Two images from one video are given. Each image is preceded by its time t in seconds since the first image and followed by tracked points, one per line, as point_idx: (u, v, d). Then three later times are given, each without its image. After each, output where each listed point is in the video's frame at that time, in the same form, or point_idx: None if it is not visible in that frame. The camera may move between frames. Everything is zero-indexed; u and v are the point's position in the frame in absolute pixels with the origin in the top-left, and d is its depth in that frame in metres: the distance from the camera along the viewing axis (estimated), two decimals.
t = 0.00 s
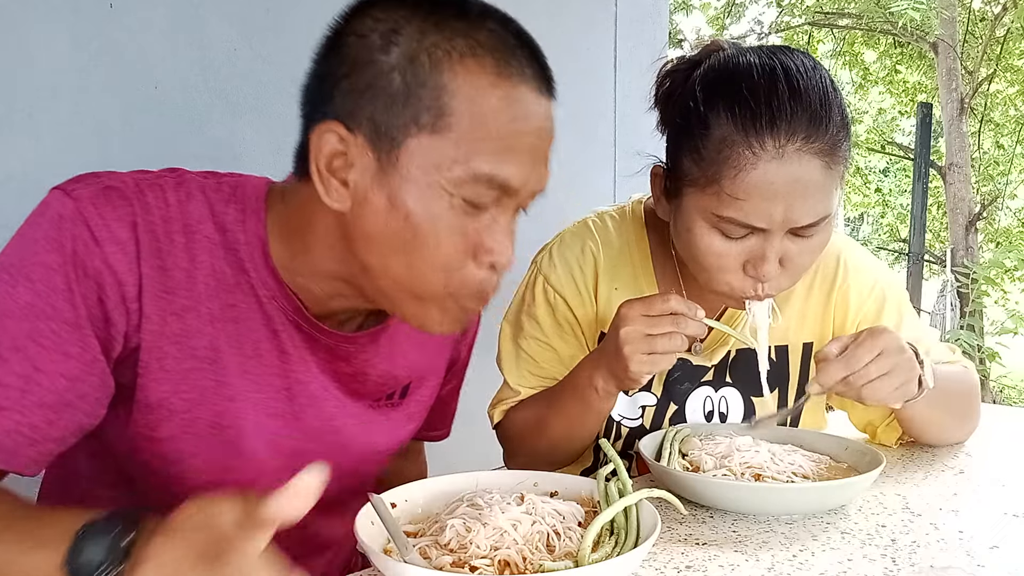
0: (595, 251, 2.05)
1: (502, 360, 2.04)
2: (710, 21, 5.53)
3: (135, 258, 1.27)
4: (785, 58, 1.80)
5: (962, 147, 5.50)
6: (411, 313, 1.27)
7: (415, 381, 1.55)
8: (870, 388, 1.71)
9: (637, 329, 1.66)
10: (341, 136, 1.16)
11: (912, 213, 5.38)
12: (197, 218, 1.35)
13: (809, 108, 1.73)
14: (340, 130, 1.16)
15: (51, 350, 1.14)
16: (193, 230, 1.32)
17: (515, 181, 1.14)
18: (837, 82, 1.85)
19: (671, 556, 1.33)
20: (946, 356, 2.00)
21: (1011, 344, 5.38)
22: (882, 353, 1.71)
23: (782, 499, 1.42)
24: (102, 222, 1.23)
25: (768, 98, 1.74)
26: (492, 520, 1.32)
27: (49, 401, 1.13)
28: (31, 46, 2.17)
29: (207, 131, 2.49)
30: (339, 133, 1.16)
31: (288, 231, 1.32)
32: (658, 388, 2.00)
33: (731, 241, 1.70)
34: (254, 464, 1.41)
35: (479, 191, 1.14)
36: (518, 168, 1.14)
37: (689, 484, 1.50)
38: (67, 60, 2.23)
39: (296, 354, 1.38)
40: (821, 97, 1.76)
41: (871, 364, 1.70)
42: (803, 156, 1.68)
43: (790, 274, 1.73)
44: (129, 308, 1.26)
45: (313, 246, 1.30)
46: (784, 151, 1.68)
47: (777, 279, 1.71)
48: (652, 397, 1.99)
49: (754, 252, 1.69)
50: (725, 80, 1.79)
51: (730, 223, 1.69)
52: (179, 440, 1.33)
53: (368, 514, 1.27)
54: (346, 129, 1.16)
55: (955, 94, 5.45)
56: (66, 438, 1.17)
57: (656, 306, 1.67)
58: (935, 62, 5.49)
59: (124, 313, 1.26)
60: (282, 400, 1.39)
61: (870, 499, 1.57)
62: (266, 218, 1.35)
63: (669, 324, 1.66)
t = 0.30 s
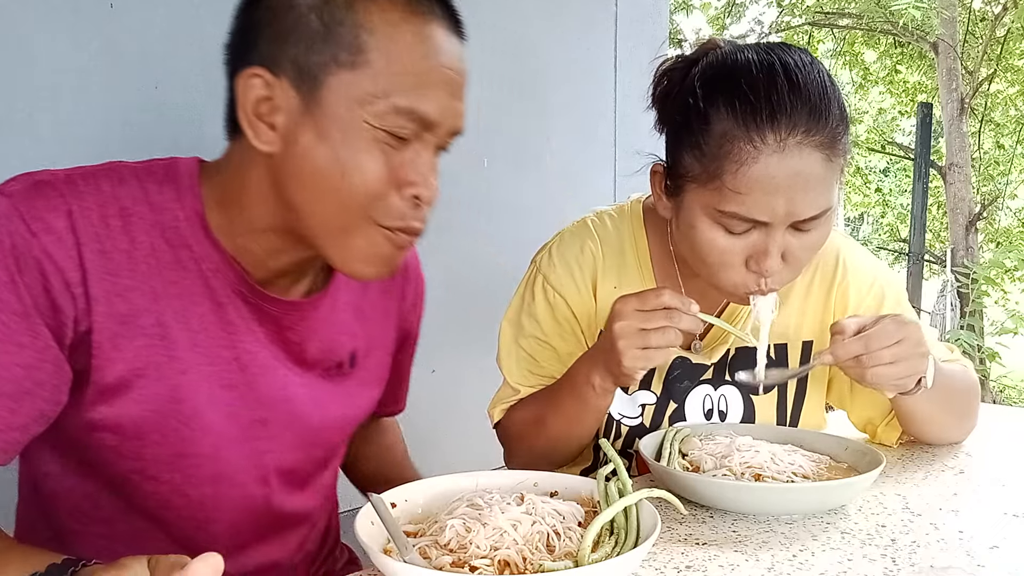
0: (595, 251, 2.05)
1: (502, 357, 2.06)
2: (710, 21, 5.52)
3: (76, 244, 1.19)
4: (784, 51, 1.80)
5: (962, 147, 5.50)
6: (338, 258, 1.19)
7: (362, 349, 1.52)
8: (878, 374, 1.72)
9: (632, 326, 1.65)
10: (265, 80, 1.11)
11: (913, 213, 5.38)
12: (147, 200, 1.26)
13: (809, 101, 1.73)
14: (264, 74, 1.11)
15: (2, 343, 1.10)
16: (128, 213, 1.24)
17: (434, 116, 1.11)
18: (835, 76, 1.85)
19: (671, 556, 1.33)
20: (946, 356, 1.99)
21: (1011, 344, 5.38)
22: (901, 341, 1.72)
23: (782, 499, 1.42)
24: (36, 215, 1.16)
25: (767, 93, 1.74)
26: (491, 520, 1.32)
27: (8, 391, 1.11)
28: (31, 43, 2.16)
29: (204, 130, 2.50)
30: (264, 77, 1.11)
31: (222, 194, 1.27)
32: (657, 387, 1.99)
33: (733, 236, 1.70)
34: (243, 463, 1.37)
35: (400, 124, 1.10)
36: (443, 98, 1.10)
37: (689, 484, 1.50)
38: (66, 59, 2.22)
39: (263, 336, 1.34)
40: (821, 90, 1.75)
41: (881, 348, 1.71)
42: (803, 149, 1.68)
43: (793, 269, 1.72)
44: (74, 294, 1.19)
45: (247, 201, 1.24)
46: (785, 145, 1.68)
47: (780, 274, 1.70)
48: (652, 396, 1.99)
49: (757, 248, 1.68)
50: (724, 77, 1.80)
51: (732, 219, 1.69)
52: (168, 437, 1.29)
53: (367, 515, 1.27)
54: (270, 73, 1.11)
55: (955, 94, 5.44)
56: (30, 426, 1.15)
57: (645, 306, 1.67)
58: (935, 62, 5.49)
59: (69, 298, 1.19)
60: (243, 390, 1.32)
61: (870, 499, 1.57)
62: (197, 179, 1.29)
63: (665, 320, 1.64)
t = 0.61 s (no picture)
0: (592, 249, 2.05)
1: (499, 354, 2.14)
2: (710, 20, 5.53)
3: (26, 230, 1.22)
4: (774, 39, 1.80)
5: (962, 147, 5.51)
6: (267, 213, 1.27)
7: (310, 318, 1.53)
8: (878, 357, 1.69)
9: (590, 361, 1.46)
10: (180, 47, 1.20)
11: (913, 213, 5.38)
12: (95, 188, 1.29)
13: (802, 87, 1.73)
14: (179, 42, 1.20)
15: None
16: (74, 199, 1.27)
17: (339, 70, 1.20)
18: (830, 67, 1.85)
19: (671, 556, 1.33)
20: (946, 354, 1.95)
21: (1011, 344, 5.38)
22: (909, 330, 1.69)
23: (781, 499, 1.42)
24: None
25: (761, 81, 1.74)
26: (492, 520, 1.32)
27: None
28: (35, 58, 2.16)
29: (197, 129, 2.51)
30: (179, 43, 1.20)
31: (154, 170, 1.31)
32: (654, 385, 1.98)
33: (730, 223, 1.70)
34: (220, 448, 1.39)
35: (305, 77, 1.19)
36: (346, 53, 1.20)
37: (689, 485, 1.50)
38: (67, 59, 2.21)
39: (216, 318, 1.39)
40: (815, 78, 1.76)
41: (888, 332, 1.67)
42: (798, 136, 1.68)
43: (790, 258, 1.72)
44: (32, 277, 1.22)
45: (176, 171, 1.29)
46: (779, 131, 1.68)
47: (775, 264, 1.69)
48: (650, 394, 1.98)
49: (754, 236, 1.67)
50: (718, 67, 1.80)
51: (728, 204, 1.69)
52: (146, 424, 1.30)
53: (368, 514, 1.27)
54: (184, 41, 1.20)
55: (955, 94, 5.44)
56: (11, 409, 1.16)
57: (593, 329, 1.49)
58: (935, 62, 5.50)
59: (28, 282, 1.22)
60: (200, 367, 1.36)
61: (870, 499, 1.57)
62: (131, 164, 1.32)
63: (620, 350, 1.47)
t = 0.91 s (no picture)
0: (587, 248, 2.05)
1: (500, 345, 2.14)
2: (710, 21, 5.54)
3: None
4: (772, 35, 1.82)
5: (962, 147, 5.51)
6: (221, 196, 1.28)
7: (290, 307, 1.52)
8: (881, 317, 1.66)
9: (621, 458, 1.28)
10: (124, 43, 1.26)
11: (913, 213, 5.40)
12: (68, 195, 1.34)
13: (797, 76, 1.74)
14: (123, 37, 1.26)
15: None
16: (42, 208, 1.31)
17: (273, 43, 1.24)
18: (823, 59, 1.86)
19: (671, 556, 1.33)
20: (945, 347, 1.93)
21: (1011, 344, 5.40)
22: (912, 289, 1.67)
23: (782, 499, 1.42)
24: None
25: (756, 71, 1.75)
26: (492, 520, 1.32)
27: None
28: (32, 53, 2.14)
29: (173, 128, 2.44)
30: (122, 39, 1.26)
31: (119, 170, 1.36)
32: (652, 382, 2.00)
33: (728, 215, 1.70)
34: (206, 447, 1.39)
35: (243, 53, 1.23)
36: (287, 29, 1.25)
37: (689, 484, 1.50)
38: (61, 58, 2.20)
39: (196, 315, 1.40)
40: (811, 68, 1.76)
41: (892, 291, 1.66)
42: (795, 123, 1.69)
43: (788, 250, 1.72)
44: (6, 280, 1.25)
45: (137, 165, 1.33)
46: (775, 119, 1.69)
47: (775, 254, 1.70)
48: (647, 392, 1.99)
49: (752, 226, 1.68)
50: (713, 60, 1.81)
51: (726, 195, 1.69)
52: (132, 422, 1.32)
53: (367, 516, 1.27)
54: (128, 36, 1.26)
55: (955, 94, 5.44)
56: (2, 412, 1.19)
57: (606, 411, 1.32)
58: (935, 62, 5.49)
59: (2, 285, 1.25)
60: (177, 364, 1.37)
61: (869, 499, 1.57)
62: (99, 170, 1.37)
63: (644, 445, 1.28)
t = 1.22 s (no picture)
0: (582, 247, 2.06)
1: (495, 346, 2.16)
2: (710, 20, 5.51)
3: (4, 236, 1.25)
4: (764, 28, 1.85)
5: (962, 147, 5.50)
6: (227, 202, 1.28)
7: (297, 312, 1.52)
8: (874, 301, 1.67)
9: (628, 453, 1.34)
10: (129, 44, 1.27)
11: (913, 213, 5.40)
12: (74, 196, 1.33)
13: (788, 66, 1.76)
14: (128, 39, 1.26)
15: None
16: (46, 208, 1.31)
17: (279, 39, 1.25)
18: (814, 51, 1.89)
19: (671, 556, 1.33)
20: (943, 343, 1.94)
21: (1010, 344, 5.39)
22: (907, 274, 1.66)
23: (782, 499, 1.42)
24: None
25: (747, 62, 1.78)
26: (492, 520, 1.32)
27: None
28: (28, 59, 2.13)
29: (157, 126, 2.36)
30: (127, 41, 1.27)
31: (125, 175, 1.36)
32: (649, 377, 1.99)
33: (722, 206, 1.74)
34: (208, 451, 1.39)
35: (248, 49, 1.24)
36: (289, 24, 1.26)
37: (689, 485, 1.50)
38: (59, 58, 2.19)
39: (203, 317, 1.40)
40: (801, 59, 1.79)
41: (885, 274, 1.66)
42: (787, 112, 1.71)
43: (782, 239, 1.76)
44: (12, 284, 1.24)
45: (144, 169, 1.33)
46: (766, 108, 1.72)
47: (769, 243, 1.74)
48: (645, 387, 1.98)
49: (747, 216, 1.72)
50: (705, 53, 1.84)
51: (720, 184, 1.73)
52: (136, 426, 1.32)
53: (366, 517, 1.27)
54: (132, 38, 1.26)
55: (955, 94, 5.44)
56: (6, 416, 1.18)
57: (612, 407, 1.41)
58: (935, 62, 5.48)
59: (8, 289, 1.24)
60: (182, 368, 1.36)
61: (869, 499, 1.57)
62: (105, 170, 1.37)
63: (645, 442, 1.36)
